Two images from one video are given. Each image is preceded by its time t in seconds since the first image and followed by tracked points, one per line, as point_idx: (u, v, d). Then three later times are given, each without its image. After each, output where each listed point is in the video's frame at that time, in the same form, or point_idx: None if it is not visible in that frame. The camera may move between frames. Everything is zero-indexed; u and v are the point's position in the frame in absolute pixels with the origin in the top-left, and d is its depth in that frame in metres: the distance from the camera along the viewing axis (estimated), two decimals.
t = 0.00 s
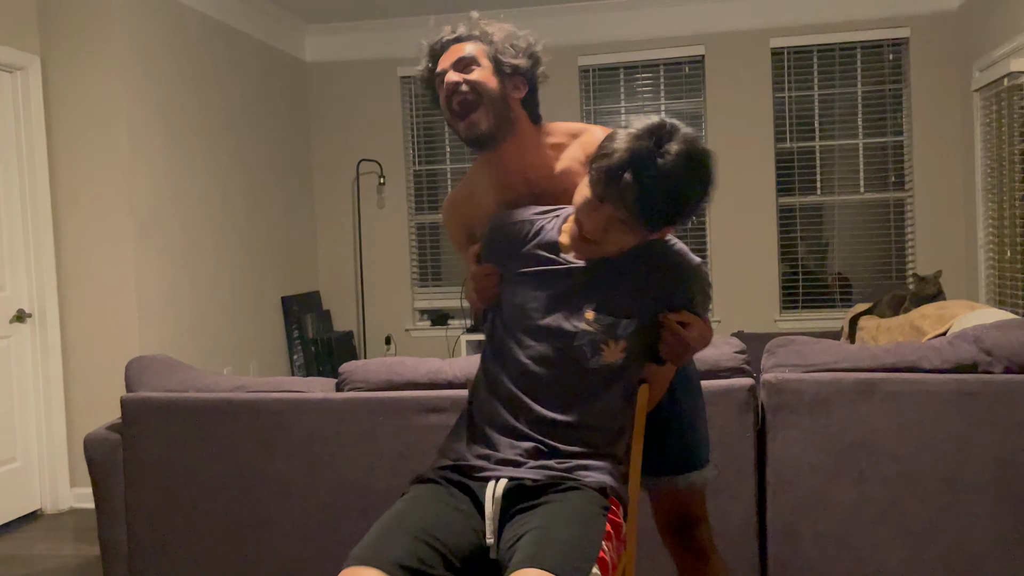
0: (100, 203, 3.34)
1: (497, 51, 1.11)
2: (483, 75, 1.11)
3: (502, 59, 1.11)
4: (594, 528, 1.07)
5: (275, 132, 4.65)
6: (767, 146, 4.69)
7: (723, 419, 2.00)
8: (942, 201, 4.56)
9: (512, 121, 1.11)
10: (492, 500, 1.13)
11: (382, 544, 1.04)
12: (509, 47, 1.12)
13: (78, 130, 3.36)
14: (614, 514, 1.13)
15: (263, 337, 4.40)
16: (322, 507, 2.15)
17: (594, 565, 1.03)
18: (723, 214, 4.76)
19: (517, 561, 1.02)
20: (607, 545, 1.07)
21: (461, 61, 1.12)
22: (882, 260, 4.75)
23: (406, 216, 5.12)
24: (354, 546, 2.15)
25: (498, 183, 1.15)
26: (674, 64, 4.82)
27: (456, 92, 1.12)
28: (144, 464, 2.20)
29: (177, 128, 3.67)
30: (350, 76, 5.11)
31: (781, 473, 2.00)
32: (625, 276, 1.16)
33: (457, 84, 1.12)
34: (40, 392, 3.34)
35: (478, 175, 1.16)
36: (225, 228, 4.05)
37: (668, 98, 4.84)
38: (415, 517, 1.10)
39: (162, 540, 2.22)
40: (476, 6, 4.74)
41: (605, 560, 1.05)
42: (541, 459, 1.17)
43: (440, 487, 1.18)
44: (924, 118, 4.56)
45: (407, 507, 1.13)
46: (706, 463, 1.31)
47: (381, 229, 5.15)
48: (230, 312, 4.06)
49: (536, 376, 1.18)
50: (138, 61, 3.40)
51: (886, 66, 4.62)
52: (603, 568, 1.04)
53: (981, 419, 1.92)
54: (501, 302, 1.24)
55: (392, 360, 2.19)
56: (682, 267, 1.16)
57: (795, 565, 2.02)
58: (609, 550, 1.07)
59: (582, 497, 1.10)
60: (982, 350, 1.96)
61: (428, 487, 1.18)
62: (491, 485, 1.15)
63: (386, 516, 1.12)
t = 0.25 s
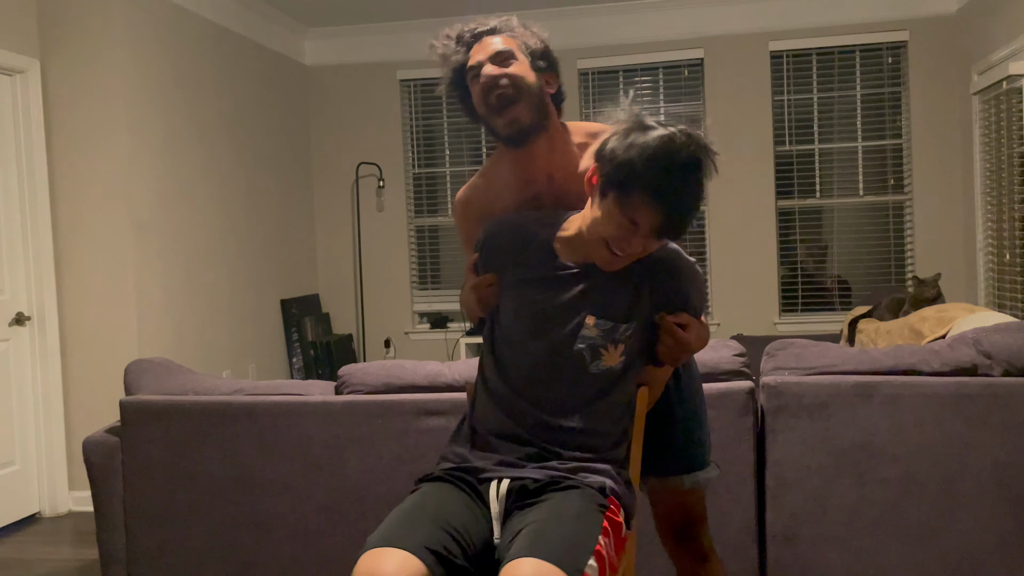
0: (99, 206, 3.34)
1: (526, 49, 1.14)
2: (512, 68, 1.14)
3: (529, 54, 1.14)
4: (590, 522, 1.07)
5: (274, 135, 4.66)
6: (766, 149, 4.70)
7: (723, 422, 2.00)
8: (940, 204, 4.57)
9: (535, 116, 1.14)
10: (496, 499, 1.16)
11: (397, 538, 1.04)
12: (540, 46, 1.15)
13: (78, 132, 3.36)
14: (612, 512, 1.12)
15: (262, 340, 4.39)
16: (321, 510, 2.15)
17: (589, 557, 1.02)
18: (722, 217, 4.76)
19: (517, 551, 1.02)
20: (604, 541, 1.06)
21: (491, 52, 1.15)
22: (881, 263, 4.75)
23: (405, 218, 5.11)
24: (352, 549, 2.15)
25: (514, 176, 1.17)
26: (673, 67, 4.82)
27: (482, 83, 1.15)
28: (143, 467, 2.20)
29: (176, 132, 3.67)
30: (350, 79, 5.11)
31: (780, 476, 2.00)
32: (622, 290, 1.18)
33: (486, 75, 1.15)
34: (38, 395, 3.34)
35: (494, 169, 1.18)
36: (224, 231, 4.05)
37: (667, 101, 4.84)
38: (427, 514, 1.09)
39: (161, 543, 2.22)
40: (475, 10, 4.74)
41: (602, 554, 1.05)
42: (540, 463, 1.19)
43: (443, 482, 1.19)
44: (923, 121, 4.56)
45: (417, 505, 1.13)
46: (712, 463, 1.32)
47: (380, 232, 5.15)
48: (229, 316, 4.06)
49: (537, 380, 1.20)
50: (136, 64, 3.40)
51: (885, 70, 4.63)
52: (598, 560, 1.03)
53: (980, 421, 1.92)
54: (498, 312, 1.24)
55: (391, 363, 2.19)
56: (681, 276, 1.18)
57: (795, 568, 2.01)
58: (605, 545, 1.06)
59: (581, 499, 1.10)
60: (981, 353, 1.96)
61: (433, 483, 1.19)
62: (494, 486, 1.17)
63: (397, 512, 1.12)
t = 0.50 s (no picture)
0: (100, 208, 3.34)
1: (548, 47, 1.13)
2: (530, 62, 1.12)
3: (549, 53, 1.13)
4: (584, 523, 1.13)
5: (275, 137, 4.66)
6: (766, 151, 4.70)
7: (723, 424, 2.00)
8: (940, 206, 4.57)
9: (544, 118, 1.12)
10: (494, 496, 1.22)
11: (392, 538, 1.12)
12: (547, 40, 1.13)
13: (78, 134, 3.36)
14: (609, 514, 1.18)
15: (262, 342, 4.39)
16: (321, 512, 2.15)
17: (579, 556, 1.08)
18: (722, 219, 4.77)
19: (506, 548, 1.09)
20: (597, 541, 1.12)
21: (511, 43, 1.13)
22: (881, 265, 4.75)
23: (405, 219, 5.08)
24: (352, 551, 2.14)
25: (511, 176, 1.15)
26: (673, 69, 4.83)
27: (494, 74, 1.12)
28: (143, 469, 2.20)
29: (177, 134, 3.68)
30: (350, 81, 5.11)
31: (780, 478, 2.00)
32: (621, 296, 1.18)
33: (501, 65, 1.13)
34: (38, 397, 3.33)
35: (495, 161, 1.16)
36: (224, 233, 4.05)
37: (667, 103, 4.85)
38: (419, 520, 1.15)
39: (160, 545, 2.22)
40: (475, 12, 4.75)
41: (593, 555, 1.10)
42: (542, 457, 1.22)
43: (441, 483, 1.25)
44: (922, 124, 4.57)
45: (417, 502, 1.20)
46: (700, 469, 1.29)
47: (380, 234, 5.15)
48: (229, 318, 4.05)
49: (534, 381, 1.21)
50: (136, 66, 3.40)
51: (885, 71, 4.63)
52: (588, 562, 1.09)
53: (980, 423, 1.92)
54: (494, 308, 1.24)
55: (391, 365, 2.19)
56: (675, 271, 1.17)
57: (796, 570, 2.01)
58: (598, 544, 1.12)
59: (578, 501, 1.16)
60: (981, 355, 1.96)
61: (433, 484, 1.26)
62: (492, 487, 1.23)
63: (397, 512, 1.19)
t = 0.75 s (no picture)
0: (100, 209, 3.34)
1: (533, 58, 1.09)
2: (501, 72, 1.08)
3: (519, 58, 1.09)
4: (590, 537, 1.05)
5: (275, 138, 4.66)
6: (766, 151, 4.70)
7: (723, 424, 2.00)
8: (941, 206, 4.57)
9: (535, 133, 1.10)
10: (491, 500, 1.14)
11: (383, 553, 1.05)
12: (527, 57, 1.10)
13: (77, 135, 3.36)
14: (612, 522, 1.10)
15: (263, 343, 4.39)
16: (321, 513, 2.15)
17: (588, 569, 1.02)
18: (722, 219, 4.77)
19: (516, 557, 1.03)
20: (604, 553, 1.05)
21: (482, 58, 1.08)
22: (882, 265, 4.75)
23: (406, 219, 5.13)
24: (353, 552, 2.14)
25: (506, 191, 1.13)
26: (673, 69, 4.82)
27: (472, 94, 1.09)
28: (144, 469, 2.20)
29: (177, 134, 3.68)
30: (350, 81, 5.11)
31: (781, 478, 2.00)
32: (618, 294, 1.12)
33: (477, 82, 1.08)
34: (39, 398, 3.33)
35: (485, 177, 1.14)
36: (224, 233, 4.05)
37: (667, 103, 4.84)
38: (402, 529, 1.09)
39: (161, 546, 2.22)
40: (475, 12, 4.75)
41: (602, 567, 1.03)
42: (541, 465, 1.16)
43: (433, 488, 1.18)
44: (923, 123, 4.56)
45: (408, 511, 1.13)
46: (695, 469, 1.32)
47: (380, 234, 5.15)
48: (229, 318, 4.05)
49: (531, 387, 1.16)
50: (136, 67, 3.40)
51: (885, 71, 4.63)
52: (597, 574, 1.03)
53: (980, 423, 1.92)
54: (493, 308, 1.20)
55: (391, 365, 2.19)
56: (679, 276, 1.12)
57: (796, 571, 2.01)
58: (605, 557, 1.05)
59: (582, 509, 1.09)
60: (982, 355, 1.96)
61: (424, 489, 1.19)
62: (488, 491, 1.16)
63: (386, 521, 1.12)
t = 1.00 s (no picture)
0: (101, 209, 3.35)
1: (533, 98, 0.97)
2: (523, 131, 0.96)
3: (536, 108, 0.97)
4: (598, 532, 1.01)
5: (275, 138, 4.66)
6: (767, 150, 4.70)
7: (724, 423, 2.00)
8: (941, 206, 4.57)
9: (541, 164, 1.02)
10: (497, 496, 1.06)
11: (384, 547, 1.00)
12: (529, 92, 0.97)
13: (79, 135, 3.36)
14: (616, 518, 1.05)
15: (263, 342, 4.40)
16: (322, 512, 2.15)
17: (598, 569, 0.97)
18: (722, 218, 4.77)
19: (524, 559, 0.97)
20: (611, 551, 1.01)
21: (503, 117, 0.95)
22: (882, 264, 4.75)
23: (406, 219, 5.14)
24: (354, 551, 2.15)
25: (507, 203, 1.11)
26: (674, 69, 4.83)
27: (490, 159, 0.97)
28: (145, 469, 2.20)
29: (178, 134, 3.68)
30: (350, 81, 5.12)
31: (782, 477, 2.00)
32: (622, 287, 1.06)
33: (497, 147, 0.96)
34: (40, 398, 3.34)
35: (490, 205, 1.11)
36: (225, 233, 4.06)
37: (667, 103, 4.85)
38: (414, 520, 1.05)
39: (162, 545, 2.22)
40: (476, 13, 4.75)
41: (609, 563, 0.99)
42: (544, 469, 1.08)
43: (439, 487, 1.12)
44: (923, 123, 4.57)
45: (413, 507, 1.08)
46: (697, 471, 1.31)
47: (380, 233, 5.16)
48: (230, 318, 4.06)
49: (537, 384, 1.08)
50: (138, 68, 3.40)
51: (886, 70, 4.63)
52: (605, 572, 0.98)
53: (981, 422, 1.92)
54: (505, 310, 1.13)
55: (393, 364, 2.20)
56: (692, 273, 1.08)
57: (797, 570, 2.01)
58: (612, 556, 1.01)
59: (590, 510, 1.02)
60: (983, 354, 1.96)
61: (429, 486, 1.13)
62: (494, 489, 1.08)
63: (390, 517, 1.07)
